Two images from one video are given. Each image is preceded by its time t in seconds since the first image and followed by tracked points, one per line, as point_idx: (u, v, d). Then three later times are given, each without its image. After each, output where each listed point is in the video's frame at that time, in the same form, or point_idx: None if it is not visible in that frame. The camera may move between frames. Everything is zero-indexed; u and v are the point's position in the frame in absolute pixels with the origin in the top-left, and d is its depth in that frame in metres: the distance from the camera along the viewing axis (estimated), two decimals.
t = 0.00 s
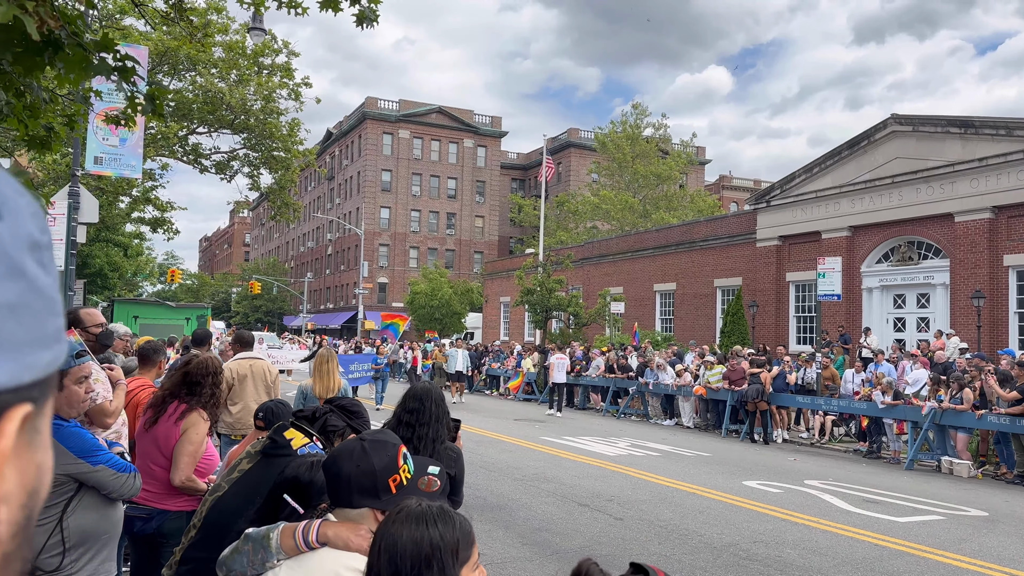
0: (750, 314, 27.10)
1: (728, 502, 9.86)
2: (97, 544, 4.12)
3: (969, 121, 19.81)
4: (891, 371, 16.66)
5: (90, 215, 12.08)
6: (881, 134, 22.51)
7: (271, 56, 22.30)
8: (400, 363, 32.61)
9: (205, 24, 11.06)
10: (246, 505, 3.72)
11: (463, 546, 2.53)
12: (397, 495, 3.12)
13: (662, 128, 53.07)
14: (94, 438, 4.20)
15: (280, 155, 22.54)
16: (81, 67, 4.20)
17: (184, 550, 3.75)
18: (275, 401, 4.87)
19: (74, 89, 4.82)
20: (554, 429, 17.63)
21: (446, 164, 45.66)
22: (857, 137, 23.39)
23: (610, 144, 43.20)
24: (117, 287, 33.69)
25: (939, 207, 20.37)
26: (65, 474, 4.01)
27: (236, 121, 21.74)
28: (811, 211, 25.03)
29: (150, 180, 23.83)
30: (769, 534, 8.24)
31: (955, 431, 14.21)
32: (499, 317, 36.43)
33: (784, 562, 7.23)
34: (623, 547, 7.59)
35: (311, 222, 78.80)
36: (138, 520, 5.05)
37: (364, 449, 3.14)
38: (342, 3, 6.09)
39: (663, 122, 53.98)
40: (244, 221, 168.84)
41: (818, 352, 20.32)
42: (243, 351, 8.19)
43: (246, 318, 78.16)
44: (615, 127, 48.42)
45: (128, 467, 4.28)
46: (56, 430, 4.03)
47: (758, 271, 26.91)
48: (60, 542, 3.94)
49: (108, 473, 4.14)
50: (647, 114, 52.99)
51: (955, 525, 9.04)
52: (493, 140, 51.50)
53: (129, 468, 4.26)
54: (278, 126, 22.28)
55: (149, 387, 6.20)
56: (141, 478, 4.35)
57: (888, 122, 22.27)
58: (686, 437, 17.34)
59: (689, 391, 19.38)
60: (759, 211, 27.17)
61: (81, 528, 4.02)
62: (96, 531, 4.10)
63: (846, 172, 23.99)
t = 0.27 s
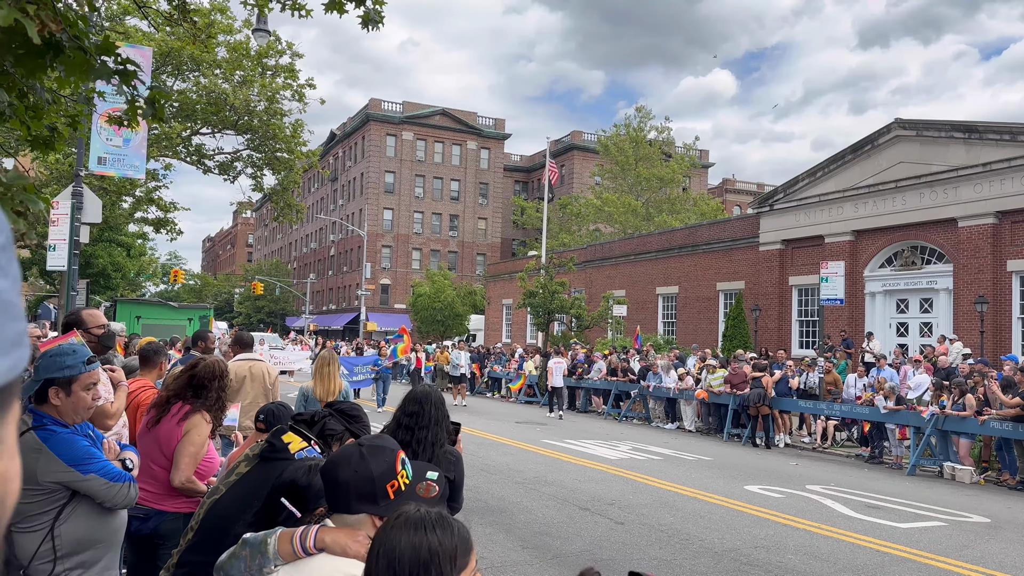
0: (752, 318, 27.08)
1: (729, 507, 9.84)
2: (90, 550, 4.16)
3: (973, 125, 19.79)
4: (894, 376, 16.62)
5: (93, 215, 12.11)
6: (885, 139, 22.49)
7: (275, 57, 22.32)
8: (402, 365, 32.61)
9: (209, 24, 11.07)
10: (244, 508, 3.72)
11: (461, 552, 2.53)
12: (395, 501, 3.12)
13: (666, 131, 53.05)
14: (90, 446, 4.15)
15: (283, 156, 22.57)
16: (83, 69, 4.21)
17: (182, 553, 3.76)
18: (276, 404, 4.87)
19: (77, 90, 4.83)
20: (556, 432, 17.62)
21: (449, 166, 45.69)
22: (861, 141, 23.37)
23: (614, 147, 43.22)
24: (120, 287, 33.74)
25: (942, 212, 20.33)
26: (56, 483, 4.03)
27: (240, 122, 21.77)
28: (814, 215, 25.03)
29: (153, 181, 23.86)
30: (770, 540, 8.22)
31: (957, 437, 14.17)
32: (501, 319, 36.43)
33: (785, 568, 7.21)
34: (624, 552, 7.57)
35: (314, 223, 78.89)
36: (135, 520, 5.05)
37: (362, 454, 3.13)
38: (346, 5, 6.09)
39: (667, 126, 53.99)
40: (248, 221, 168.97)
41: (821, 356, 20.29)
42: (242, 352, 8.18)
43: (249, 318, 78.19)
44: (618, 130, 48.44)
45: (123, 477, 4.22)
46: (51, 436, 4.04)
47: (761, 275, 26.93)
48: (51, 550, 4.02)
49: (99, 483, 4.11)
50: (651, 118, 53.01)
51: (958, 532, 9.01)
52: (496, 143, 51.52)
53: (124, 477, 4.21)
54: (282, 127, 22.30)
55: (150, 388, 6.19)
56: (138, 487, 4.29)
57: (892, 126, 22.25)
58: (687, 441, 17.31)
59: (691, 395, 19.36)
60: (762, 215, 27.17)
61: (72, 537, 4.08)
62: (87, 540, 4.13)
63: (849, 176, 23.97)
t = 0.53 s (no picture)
0: (754, 321, 27.08)
1: (729, 511, 9.83)
2: (80, 558, 4.16)
3: (976, 130, 19.75)
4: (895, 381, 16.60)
5: (95, 215, 12.13)
6: (887, 143, 22.48)
7: (278, 58, 22.36)
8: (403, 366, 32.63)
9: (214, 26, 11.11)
10: (242, 510, 3.72)
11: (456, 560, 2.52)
12: (393, 505, 3.11)
13: (669, 134, 53.07)
14: (83, 452, 4.12)
15: (286, 157, 22.60)
16: (85, 72, 4.22)
17: (180, 555, 3.77)
18: (277, 405, 4.87)
19: (79, 92, 4.85)
20: (556, 434, 17.61)
21: (452, 168, 45.74)
22: (864, 146, 23.36)
23: (617, 150, 43.25)
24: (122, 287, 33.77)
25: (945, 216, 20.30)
26: (46, 488, 4.02)
27: (243, 123, 21.82)
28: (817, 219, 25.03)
29: (157, 181, 23.90)
30: (770, 544, 8.20)
31: (959, 442, 14.14)
32: (503, 321, 36.44)
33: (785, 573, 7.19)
34: (624, 555, 7.57)
35: (316, 224, 78.96)
36: (134, 520, 5.05)
37: (360, 459, 3.12)
38: (348, 7, 6.10)
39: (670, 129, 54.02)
40: (250, 222, 169.10)
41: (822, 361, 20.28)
42: (242, 354, 8.19)
43: (251, 318, 78.24)
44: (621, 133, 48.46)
45: (113, 486, 4.17)
46: (43, 442, 4.05)
47: (763, 279, 26.92)
48: (39, 557, 4.04)
49: (88, 492, 4.07)
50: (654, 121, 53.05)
51: (958, 537, 9.00)
52: (499, 145, 51.60)
53: (114, 487, 4.15)
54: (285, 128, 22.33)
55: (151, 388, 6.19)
56: (129, 497, 4.23)
57: (895, 131, 22.23)
58: (688, 445, 17.30)
59: (693, 398, 19.35)
60: (764, 219, 27.18)
61: (61, 543, 4.08)
62: (76, 547, 4.12)
63: (852, 180, 23.94)
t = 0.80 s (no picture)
0: (755, 324, 27.07)
1: (729, 514, 9.82)
2: (66, 562, 4.16)
3: (979, 135, 19.73)
4: (896, 385, 16.58)
5: (98, 215, 12.14)
6: (890, 147, 22.47)
7: (281, 59, 22.37)
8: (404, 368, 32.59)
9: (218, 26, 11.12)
10: (242, 512, 3.72)
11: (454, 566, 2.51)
12: (393, 509, 3.08)
13: (672, 136, 53.06)
14: (70, 457, 4.10)
15: (289, 158, 22.62)
16: (89, 75, 4.23)
17: (180, 557, 3.78)
18: (278, 406, 4.88)
19: (83, 94, 4.86)
20: (557, 437, 17.61)
21: (454, 169, 45.76)
22: (866, 149, 23.36)
23: (619, 152, 43.26)
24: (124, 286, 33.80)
25: (947, 221, 20.29)
26: (30, 491, 4.02)
27: (246, 124, 21.84)
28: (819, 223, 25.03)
29: (159, 181, 23.93)
30: (770, 548, 8.20)
31: (960, 446, 14.12)
32: (504, 323, 36.45)
33: None
34: (623, 558, 7.57)
35: (318, 224, 79.00)
36: (134, 520, 5.06)
37: (360, 462, 3.10)
38: (352, 9, 6.09)
39: (672, 131, 54.03)
40: (252, 222, 169.17)
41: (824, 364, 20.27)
42: (244, 355, 8.21)
43: (252, 318, 78.27)
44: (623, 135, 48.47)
45: (96, 492, 4.13)
46: (31, 444, 4.06)
47: (764, 282, 26.91)
48: (24, 558, 4.05)
49: (69, 498, 4.04)
50: (657, 123, 53.05)
51: (958, 543, 8.98)
52: (501, 147, 51.62)
53: (97, 495, 4.12)
54: (288, 129, 22.35)
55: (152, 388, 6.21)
56: (114, 505, 4.19)
57: (897, 134, 22.22)
58: (688, 448, 17.29)
59: (694, 402, 19.32)
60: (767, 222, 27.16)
61: (46, 547, 4.09)
62: (61, 551, 4.12)
63: (854, 184, 23.93)
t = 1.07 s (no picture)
0: (756, 327, 27.06)
1: (730, 517, 9.83)
2: (51, 560, 4.12)
3: (981, 139, 19.73)
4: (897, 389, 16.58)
5: (100, 213, 12.17)
6: (892, 151, 22.49)
7: (284, 59, 22.42)
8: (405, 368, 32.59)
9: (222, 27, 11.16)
10: (245, 511, 3.73)
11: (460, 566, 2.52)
12: (396, 509, 3.10)
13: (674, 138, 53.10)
14: (58, 455, 4.12)
15: (291, 157, 22.65)
16: (97, 75, 4.24)
17: (184, 557, 3.78)
18: (281, 406, 4.90)
19: (89, 93, 4.87)
20: (557, 438, 17.62)
21: (456, 170, 45.80)
22: (868, 153, 23.37)
23: (621, 154, 43.31)
24: (125, 285, 33.86)
25: (948, 224, 20.30)
26: (17, 485, 4.04)
27: (248, 123, 21.89)
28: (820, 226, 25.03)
29: (162, 180, 23.98)
30: (770, 551, 8.20)
31: (960, 450, 14.12)
32: (505, 324, 36.48)
33: None
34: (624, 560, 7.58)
35: (319, 224, 79.08)
36: (137, 518, 5.06)
37: (364, 462, 3.10)
38: (357, 10, 6.11)
39: (675, 133, 54.08)
40: (254, 221, 169.25)
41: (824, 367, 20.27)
42: (248, 354, 8.23)
43: (253, 318, 78.32)
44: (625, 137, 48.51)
45: (78, 491, 4.10)
46: (23, 438, 4.11)
47: (766, 284, 26.91)
48: (10, 552, 4.04)
49: (51, 495, 4.03)
50: (659, 125, 53.08)
51: (958, 546, 8.99)
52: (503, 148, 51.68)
53: (80, 494, 4.10)
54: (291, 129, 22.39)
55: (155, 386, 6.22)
56: (97, 506, 4.15)
57: (899, 138, 22.24)
58: (688, 450, 17.30)
59: (695, 404, 19.32)
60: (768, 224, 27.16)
61: (28, 542, 4.07)
62: (43, 548, 4.09)
63: (856, 187, 23.94)
